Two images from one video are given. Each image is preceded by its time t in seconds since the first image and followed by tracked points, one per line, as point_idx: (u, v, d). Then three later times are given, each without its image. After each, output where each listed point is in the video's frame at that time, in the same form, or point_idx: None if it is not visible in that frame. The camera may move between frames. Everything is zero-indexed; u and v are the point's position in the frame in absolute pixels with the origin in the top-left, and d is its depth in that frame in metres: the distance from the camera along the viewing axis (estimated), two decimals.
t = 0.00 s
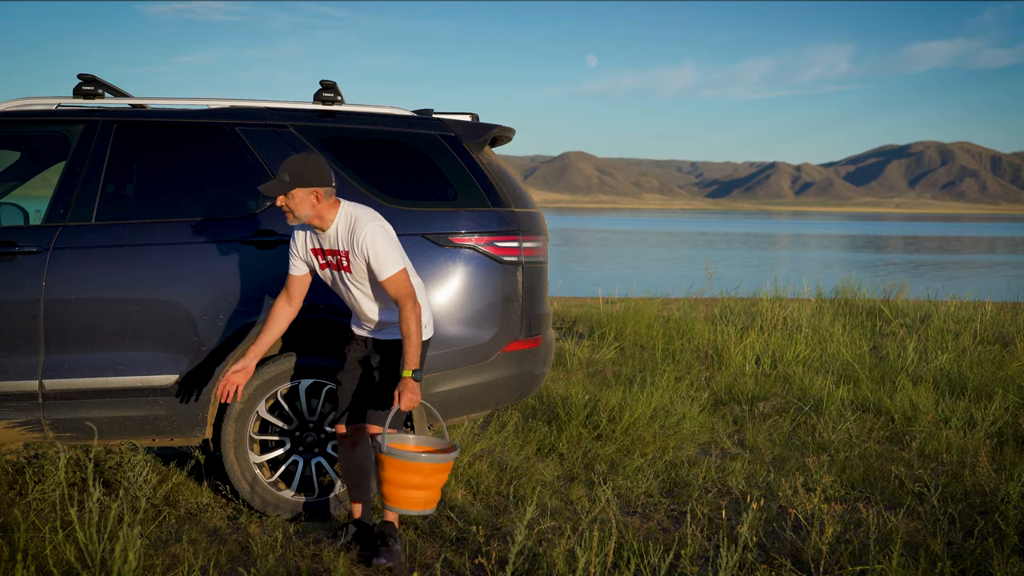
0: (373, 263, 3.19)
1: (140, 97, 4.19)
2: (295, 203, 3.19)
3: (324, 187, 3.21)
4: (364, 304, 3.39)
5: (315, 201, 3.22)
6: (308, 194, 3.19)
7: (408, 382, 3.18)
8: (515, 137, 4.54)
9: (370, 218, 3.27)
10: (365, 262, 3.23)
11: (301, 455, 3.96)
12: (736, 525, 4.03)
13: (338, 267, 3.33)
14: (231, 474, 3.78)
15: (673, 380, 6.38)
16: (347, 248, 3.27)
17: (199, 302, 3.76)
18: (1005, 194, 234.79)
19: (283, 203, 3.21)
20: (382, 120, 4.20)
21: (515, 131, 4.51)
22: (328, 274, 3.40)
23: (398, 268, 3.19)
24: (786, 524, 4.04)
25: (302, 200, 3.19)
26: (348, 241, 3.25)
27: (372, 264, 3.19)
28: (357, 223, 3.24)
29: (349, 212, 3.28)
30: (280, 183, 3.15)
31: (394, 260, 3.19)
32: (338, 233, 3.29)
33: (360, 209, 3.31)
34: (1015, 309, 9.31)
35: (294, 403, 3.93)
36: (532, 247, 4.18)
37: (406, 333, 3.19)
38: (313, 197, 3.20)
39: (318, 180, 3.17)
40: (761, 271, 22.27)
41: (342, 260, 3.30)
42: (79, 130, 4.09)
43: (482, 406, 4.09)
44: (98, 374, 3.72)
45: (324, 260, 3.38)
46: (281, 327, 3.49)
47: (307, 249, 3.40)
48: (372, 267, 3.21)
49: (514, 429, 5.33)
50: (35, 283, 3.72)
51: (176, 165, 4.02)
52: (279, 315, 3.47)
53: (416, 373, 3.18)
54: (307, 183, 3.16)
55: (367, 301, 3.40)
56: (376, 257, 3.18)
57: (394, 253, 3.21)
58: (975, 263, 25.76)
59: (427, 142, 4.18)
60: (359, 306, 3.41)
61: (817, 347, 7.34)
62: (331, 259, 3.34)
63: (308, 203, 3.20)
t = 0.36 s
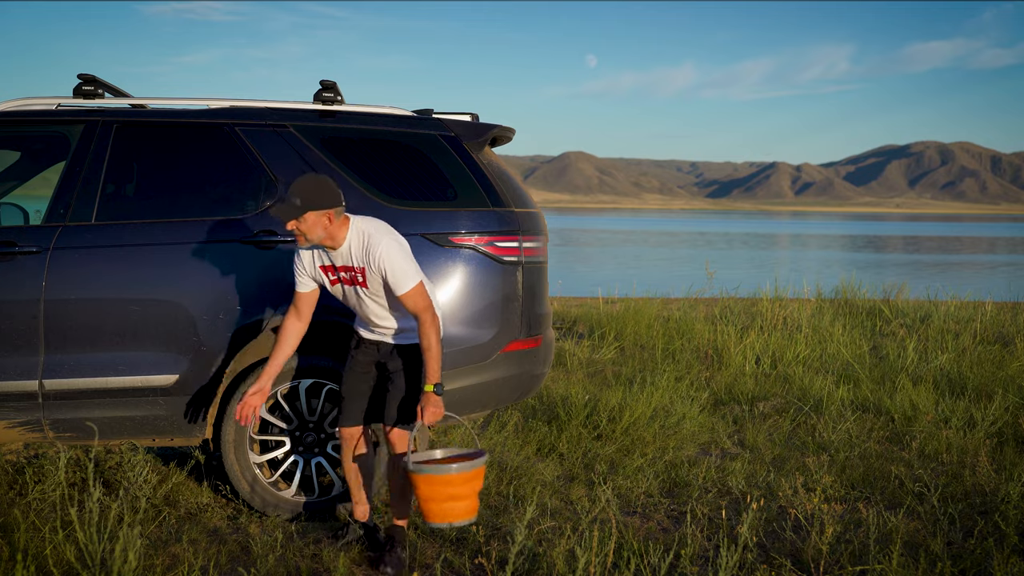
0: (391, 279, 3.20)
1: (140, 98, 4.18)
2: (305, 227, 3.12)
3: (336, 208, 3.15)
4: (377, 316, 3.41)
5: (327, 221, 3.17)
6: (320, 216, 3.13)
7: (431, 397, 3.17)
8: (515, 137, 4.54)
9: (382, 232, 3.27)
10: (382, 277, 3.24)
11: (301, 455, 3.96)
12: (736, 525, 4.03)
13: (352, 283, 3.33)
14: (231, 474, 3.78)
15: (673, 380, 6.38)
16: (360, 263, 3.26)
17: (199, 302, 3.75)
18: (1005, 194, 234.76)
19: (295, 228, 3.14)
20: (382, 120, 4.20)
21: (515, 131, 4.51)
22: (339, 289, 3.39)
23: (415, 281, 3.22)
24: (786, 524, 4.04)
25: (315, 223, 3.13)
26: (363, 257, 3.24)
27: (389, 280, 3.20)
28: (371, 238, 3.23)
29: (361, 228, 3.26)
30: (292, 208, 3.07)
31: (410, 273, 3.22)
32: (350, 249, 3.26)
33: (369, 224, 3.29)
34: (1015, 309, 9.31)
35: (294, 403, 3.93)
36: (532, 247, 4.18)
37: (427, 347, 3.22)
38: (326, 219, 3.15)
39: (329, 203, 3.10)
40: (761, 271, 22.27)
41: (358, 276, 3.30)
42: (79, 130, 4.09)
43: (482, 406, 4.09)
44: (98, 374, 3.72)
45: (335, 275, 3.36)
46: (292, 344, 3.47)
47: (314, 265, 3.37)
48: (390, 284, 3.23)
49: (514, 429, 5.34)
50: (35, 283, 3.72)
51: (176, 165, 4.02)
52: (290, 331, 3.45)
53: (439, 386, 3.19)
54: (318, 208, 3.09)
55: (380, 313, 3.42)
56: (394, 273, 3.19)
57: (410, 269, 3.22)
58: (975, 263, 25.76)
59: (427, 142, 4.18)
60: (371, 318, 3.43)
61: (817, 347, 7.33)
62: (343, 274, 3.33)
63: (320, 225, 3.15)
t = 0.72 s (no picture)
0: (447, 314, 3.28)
1: (140, 98, 4.18)
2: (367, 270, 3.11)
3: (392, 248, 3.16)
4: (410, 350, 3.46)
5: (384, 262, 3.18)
6: (377, 258, 3.13)
7: (482, 429, 3.29)
8: (515, 137, 4.54)
9: (432, 265, 3.33)
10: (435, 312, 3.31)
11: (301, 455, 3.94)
12: (736, 525, 4.03)
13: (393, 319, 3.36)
14: (231, 474, 3.79)
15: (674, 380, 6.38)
16: (412, 298, 3.30)
17: (199, 302, 3.75)
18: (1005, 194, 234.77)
19: (354, 271, 3.12)
20: (382, 119, 4.20)
21: (515, 131, 4.51)
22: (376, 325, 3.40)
23: (470, 316, 3.32)
24: (786, 524, 4.04)
25: (374, 265, 3.14)
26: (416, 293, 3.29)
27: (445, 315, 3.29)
28: (425, 273, 3.29)
29: (411, 264, 3.30)
30: (353, 251, 3.05)
31: (465, 308, 3.31)
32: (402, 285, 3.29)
33: (417, 258, 3.33)
34: (1015, 309, 9.31)
35: (294, 403, 3.93)
36: (532, 247, 4.17)
37: (479, 380, 3.32)
38: (385, 259, 3.16)
39: (389, 246, 3.12)
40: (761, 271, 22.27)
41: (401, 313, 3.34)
42: (79, 130, 4.09)
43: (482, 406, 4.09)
44: (98, 374, 3.72)
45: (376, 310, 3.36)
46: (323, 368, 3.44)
47: (353, 302, 3.34)
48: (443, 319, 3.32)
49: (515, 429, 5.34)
50: (35, 283, 3.72)
51: (176, 165, 4.02)
52: (318, 362, 3.42)
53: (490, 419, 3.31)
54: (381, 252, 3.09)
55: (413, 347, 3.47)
56: (450, 309, 3.28)
57: (463, 302, 3.32)
58: (975, 262, 25.76)
59: (427, 142, 4.18)
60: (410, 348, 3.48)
61: (817, 347, 7.33)
62: (388, 310, 3.35)
63: (379, 266, 3.16)
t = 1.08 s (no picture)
0: (548, 330, 3.13)
1: (140, 97, 4.18)
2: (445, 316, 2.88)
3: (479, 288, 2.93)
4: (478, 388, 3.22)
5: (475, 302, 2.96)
6: (469, 300, 2.91)
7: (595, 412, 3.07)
8: (515, 137, 4.54)
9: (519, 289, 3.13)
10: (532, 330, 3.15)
11: (300, 455, 3.93)
12: (735, 525, 4.03)
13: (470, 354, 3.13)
14: (231, 474, 3.79)
15: (674, 380, 6.38)
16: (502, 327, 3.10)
17: (199, 302, 3.76)
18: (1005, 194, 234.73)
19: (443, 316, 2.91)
20: (382, 119, 4.19)
21: (515, 131, 4.51)
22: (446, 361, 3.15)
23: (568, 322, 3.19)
24: (786, 524, 4.05)
25: (465, 306, 2.92)
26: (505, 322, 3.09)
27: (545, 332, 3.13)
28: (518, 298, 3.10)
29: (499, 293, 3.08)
30: (439, 300, 2.84)
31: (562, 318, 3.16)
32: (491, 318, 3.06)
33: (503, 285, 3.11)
34: (1015, 309, 9.31)
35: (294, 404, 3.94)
36: (532, 247, 4.16)
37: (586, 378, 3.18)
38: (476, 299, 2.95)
39: (475, 286, 2.88)
40: (761, 271, 22.26)
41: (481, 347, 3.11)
42: (79, 130, 4.09)
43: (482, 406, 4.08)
44: (98, 374, 3.72)
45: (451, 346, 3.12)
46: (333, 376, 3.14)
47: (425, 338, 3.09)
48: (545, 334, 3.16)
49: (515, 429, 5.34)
50: (35, 283, 3.72)
51: (176, 165, 4.02)
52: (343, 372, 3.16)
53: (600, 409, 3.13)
54: (465, 296, 2.86)
55: (482, 385, 3.25)
56: (552, 324, 3.13)
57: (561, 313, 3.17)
58: (975, 262, 25.75)
59: (427, 142, 4.18)
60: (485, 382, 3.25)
61: (817, 347, 7.33)
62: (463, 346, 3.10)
63: (470, 307, 2.94)
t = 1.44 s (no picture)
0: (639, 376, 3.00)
1: (140, 97, 4.18)
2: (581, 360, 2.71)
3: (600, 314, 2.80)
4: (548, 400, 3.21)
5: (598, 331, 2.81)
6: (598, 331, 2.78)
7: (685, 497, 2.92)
8: (515, 137, 4.54)
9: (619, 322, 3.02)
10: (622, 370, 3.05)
11: (301, 455, 3.93)
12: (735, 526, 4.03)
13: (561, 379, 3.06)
14: (231, 474, 3.82)
15: (674, 380, 6.38)
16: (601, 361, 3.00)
17: (199, 302, 3.75)
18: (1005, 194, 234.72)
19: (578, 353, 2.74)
20: (382, 119, 4.19)
21: (515, 131, 4.51)
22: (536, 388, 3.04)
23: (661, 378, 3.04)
24: (786, 524, 4.05)
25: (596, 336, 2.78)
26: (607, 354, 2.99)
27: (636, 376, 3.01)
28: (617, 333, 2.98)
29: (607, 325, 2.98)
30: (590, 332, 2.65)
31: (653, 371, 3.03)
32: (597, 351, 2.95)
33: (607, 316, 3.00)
34: (1015, 309, 9.31)
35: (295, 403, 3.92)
36: (532, 247, 4.15)
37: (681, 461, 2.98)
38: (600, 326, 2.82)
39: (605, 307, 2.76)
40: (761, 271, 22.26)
41: (569, 376, 3.04)
42: (79, 130, 4.09)
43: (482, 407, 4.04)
44: (98, 374, 3.72)
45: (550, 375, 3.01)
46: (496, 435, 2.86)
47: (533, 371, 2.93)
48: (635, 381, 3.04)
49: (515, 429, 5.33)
50: (35, 283, 3.72)
51: (176, 165, 4.02)
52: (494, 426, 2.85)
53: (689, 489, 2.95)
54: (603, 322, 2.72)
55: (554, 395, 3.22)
56: (644, 371, 3.00)
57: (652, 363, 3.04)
58: (975, 262, 25.74)
59: (427, 142, 4.18)
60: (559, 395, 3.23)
61: (817, 347, 7.33)
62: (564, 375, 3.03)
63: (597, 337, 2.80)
